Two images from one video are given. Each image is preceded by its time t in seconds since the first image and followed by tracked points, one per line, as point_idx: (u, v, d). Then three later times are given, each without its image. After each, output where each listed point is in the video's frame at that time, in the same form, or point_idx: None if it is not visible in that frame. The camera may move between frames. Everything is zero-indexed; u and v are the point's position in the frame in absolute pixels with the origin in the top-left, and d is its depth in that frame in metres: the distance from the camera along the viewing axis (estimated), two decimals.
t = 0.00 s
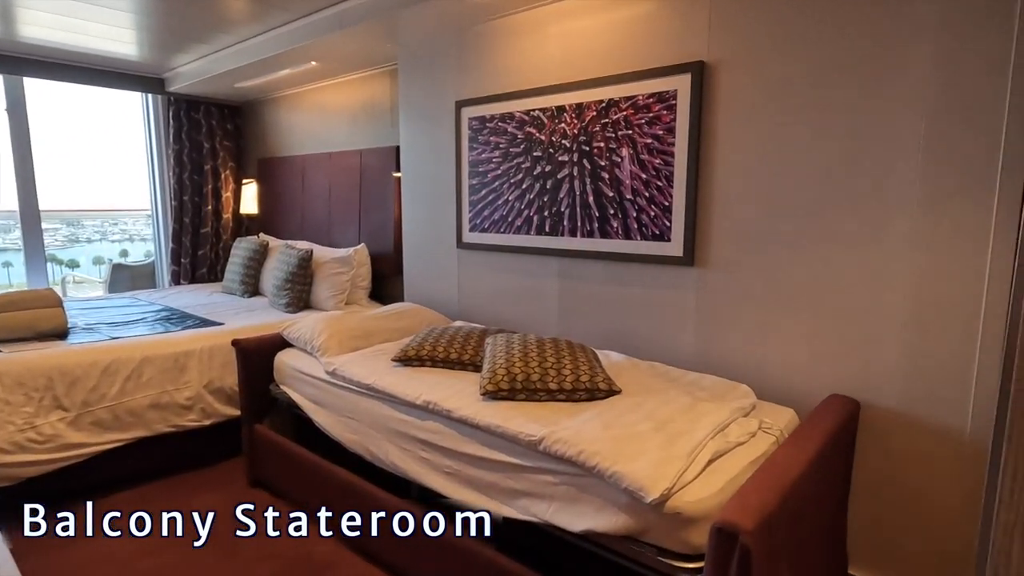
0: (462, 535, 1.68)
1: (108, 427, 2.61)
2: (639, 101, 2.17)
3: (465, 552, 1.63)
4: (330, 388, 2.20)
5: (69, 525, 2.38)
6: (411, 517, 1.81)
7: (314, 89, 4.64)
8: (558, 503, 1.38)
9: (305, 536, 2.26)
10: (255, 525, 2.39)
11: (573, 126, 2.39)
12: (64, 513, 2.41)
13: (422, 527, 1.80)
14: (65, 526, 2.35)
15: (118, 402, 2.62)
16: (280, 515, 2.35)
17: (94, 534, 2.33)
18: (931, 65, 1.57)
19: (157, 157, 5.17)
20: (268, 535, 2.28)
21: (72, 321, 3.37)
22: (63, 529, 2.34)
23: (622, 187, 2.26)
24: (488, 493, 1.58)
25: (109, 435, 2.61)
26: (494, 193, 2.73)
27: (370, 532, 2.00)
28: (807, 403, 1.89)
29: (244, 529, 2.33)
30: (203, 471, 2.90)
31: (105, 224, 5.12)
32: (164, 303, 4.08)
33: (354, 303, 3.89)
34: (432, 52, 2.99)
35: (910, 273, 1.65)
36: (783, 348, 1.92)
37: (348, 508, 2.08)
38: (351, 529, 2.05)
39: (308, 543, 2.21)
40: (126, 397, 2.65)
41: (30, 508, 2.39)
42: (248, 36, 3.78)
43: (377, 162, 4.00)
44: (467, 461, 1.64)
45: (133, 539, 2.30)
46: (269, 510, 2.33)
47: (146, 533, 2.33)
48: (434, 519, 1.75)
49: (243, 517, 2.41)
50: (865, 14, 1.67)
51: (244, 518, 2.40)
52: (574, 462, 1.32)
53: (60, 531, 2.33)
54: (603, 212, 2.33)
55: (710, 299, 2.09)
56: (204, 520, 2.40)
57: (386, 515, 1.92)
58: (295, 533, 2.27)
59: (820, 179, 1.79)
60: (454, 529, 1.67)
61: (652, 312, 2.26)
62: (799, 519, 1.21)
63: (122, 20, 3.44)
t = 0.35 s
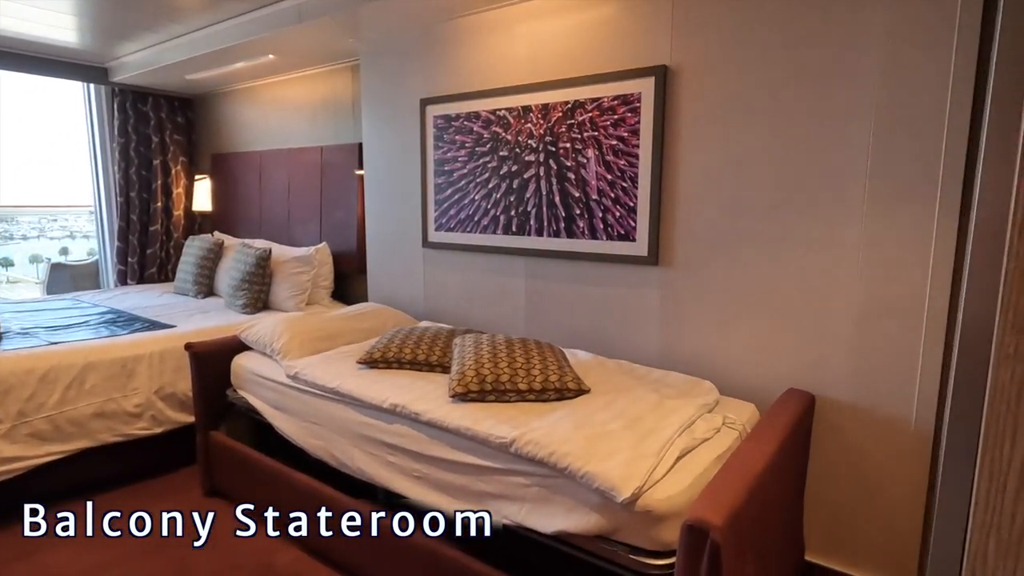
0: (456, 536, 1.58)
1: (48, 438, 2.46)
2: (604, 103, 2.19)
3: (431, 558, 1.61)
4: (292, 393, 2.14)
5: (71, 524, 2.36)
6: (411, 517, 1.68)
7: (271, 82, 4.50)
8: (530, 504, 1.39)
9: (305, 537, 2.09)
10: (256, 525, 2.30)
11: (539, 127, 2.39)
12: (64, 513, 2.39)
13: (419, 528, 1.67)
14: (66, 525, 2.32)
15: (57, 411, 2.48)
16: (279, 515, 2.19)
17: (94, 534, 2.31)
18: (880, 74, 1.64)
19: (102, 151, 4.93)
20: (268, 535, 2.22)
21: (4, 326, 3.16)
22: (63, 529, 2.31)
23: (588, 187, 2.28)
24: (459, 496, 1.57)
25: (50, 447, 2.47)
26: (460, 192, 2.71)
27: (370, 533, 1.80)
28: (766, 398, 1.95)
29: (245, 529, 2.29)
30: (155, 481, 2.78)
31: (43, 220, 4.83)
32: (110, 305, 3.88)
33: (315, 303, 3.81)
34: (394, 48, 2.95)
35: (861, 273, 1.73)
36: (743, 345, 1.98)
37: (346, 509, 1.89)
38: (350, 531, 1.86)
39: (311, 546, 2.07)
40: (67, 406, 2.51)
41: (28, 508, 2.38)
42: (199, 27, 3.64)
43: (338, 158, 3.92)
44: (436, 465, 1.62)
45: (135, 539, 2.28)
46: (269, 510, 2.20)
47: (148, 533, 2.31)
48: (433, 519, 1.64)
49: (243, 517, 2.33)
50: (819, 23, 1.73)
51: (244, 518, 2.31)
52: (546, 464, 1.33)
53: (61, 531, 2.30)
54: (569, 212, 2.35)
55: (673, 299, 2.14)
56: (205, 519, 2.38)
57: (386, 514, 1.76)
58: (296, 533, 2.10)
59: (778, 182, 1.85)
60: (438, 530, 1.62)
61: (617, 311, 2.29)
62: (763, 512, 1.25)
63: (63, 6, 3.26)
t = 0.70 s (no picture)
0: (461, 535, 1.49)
1: (4, 451, 2.33)
2: (587, 103, 2.18)
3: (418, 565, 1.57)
4: (269, 399, 2.07)
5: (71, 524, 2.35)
6: (411, 518, 1.62)
7: (241, 78, 4.37)
8: (521, 511, 1.37)
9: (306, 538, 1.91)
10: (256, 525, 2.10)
11: (521, 127, 2.37)
12: (64, 513, 2.38)
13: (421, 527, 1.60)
14: (65, 525, 2.31)
15: (14, 422, 2.34)
16: (279, 515, 1.98)
17: (94, 534, 2.30)
18: (862, 78, 1.67)
19: (60, 147, 4.71)
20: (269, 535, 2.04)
21: None
22: (63, 529, 2.30)
23: (571, 188, 2.26)
24: (446, 504, 1.54)
25: (6, 461, 2.34)
26: (441, 192, 2.67)
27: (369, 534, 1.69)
28: (749, 398, 1.97)
29: (247, 529, 2.17)
30: (122, 492, 2.66)
31: None
32: (70, 308, 3.71)
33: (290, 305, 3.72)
34: (371, 45, 2.89)
35: (844, 274, 1.75)
36: (727, 346, 1.99)
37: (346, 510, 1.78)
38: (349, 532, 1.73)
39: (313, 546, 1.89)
40: (23, 417, 2.37)
41: (28, 508, 2.37)
42: (166, 19, 3.51)
43: (313, 157, 3.82)
44: (422, 472, 1.59)
45: (133, 539, 2.26)
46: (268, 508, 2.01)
47: (146, 533, 2.30)
48: (433, 519, 1.57)
49: (244, 517, 2.12)
50: (802, 27, 1.74)
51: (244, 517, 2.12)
52: (537, 471, 1.31)
53: (60, 531, 2.29)
54: (552, 213, 2.33)
55: (657, 300, 2.14)
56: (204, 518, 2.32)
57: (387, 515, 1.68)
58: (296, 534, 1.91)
59: (762, 183, 1.86)
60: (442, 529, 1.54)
61: (602, 312, 2.28)
62: (756, 513, 1.25)
63: None
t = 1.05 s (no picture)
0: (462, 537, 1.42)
1: None
2: (589, 101, 2.12)
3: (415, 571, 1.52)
4: (262, 406, 2.00)
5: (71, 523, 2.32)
6: (411, 517, 1.55)
7: (231, 78, 4.29)
8: (528, 524, 1.32)
9: (307, 540, 1.80)
10: (257, 526, 1.97)
11: (520, 126, 2.31)
12: (64, 513, 2.35)
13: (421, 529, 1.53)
14: (66, 526, 2.28)
15: None
16: (279, 515, 1.86)
17: (94, 534, 2.27)
18: (873, 76, 1.63)
19: (47, 148, 4.60)
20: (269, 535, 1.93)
21: None
22: (63, 530, 2.27)
23: (572, 188, 2.21)
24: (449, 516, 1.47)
25: None
26: (437, 193, 2.60)
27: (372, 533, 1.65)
28: (756, 403, 1.92)
29: (246, 530, 2.03)
30: (110, 502, 2.56)
31: None
32: (58, 312, 3.60)
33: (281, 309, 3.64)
34: (364, 43, 2.82)
35: (856, 276, 1.71)
36: (734, 350, 1.94)
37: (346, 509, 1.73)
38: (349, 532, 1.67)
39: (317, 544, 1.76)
40: (10, 424, 2.26)
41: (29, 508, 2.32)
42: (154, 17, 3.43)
43: (305, 158, 3.75)
44: (424, 483, 1.53)
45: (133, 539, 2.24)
46: (268, 509, 1.90)
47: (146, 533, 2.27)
48: (433, 519, 1.50)
49: (244, 517, 2.00)
50: (811, 24, 1.71)
51: (244, 517, 2.00)
52: (545, 482, 1.26)
53: (60, 531, 2.26)
54: (552, 213, 2.27)
55: (661, 303, 2.08)
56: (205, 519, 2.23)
57: (386, 514, 1.61)
58: (296, 534, 1.81)
59: (770, 183, 1.82)
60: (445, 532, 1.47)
61: (604, 316, 2.22)
62: (775, 525, 1.20)
63: None
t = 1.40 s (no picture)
0: (462, 537, 1.41)
1: None
2: (605, 101, 2.08)
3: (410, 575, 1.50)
4: (272, 414, 1.95)
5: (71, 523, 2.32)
6: (411, 517, 1.53)
7: (239, 81, 4.27)
8: (550, 540, 1.28)
9: (307, 540, 1.76)
10: (257, 526, 1.94)
11: (533, 127, 2.27)
12: (63, 513, 2.35)
13: (421, 529, 1.51)
14: (65, 526, 2.28)
15: (7, 437, 2.19)
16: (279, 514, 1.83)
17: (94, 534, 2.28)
18: (904, 73, 1.58)
19: (56, 152, 4.59)
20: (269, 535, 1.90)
21: None
22: (63, 529, 2.27)
23: (587, 191, 2.16)
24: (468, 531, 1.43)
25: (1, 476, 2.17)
26: (447, 196, 2.56)
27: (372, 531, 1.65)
28: (779, 412, 1.86)
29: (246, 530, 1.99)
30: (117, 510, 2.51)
31: None
32: (66, 316, 3.57)
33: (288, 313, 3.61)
34: (373, 44, 2.79)
35: (886, 281, 1.65)
36: (756, 357, 1.89)
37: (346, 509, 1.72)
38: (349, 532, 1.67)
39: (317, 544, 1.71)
40: (18, 430, 2.22)
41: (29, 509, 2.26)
42: (163, 20, 3.41)
43: (312, 161, 3.72)
44: (441, 495, 1.48)
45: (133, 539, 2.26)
46: (268, 509, 1.87)
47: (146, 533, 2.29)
48: (433, 519, 1.49)
49: (244, 517, 1.96)
50: (838, 21, 1.66)
51: (244, 517, 1.96)
52: (570, 496, 1.23)
53: (60, 531, 2.27)
54: (566, 216, 2.22)
55: (679, 308, 2.03)
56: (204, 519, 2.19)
57: (386, 514, 1.59)
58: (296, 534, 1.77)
59: (795, 186, 1.77)
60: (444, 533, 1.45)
61: (620, 321, 2.17)
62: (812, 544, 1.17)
63: None
